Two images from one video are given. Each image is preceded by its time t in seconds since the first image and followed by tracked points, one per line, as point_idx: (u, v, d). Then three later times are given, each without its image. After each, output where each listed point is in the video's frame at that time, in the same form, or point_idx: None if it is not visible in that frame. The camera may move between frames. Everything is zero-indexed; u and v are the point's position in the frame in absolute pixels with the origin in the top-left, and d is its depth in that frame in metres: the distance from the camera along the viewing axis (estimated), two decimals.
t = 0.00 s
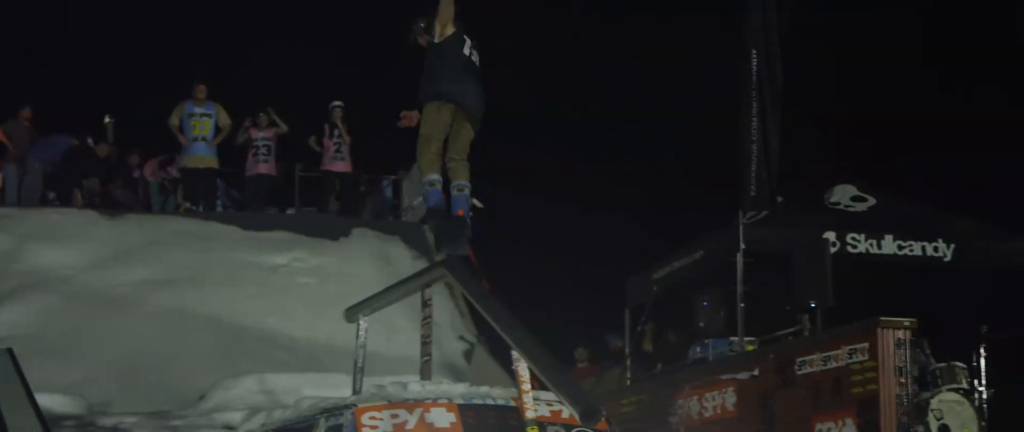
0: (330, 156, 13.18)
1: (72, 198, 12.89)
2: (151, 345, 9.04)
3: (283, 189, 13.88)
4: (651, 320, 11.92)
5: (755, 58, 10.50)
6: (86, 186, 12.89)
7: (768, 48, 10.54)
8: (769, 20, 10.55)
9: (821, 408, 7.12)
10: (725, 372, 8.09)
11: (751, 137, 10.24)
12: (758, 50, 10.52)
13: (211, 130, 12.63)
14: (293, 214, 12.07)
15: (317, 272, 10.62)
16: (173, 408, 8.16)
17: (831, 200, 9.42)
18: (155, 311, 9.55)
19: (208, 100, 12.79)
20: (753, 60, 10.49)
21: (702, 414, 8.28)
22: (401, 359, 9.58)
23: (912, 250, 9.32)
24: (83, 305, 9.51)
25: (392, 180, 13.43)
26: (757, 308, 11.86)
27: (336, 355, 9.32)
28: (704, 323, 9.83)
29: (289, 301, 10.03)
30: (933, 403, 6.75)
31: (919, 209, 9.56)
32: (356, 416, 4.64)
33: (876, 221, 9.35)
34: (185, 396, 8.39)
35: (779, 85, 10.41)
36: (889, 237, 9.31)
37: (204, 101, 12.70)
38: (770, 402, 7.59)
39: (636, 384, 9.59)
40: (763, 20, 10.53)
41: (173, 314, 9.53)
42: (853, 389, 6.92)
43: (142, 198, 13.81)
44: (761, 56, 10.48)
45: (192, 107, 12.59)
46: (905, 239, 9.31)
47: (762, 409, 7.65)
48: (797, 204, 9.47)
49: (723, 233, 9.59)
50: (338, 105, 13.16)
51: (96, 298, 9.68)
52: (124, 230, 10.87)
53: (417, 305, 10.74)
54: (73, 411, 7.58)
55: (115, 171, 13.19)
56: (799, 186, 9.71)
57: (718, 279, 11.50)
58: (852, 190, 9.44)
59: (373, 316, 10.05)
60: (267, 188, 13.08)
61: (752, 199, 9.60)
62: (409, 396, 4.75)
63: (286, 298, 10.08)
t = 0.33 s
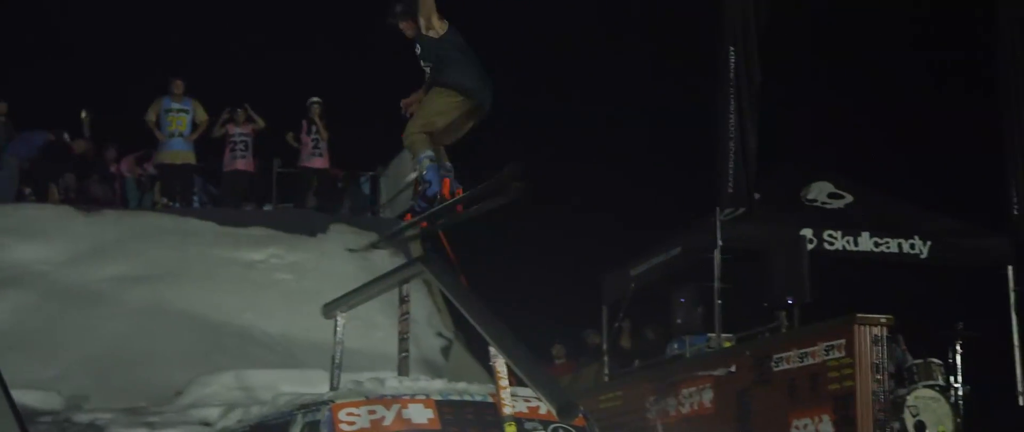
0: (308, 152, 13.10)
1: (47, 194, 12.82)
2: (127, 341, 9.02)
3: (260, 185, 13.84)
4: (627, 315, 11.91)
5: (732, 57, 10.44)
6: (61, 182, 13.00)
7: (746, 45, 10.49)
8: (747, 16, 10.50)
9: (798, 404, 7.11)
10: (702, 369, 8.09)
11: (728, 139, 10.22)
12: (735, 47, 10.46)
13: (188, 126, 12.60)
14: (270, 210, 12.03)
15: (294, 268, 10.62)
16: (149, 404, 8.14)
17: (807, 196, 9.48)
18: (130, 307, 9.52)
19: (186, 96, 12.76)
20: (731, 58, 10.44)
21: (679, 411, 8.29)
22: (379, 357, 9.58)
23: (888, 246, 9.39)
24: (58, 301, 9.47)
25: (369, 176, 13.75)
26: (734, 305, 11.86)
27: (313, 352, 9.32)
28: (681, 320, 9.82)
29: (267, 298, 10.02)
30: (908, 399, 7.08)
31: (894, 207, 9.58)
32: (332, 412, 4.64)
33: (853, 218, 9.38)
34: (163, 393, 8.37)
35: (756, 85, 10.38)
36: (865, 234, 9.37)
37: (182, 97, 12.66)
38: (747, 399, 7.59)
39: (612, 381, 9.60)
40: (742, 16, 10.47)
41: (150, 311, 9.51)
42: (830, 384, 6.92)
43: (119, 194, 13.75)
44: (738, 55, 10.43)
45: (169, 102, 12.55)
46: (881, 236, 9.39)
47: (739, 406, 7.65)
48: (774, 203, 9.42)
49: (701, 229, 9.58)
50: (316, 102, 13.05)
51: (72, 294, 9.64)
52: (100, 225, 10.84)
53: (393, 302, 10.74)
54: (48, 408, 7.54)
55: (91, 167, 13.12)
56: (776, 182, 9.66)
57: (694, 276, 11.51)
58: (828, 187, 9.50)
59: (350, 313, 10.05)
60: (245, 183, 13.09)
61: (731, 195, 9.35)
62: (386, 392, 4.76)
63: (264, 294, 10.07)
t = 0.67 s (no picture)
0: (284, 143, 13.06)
1: (21, 186, 12.77)
2: (101, 334, 9.00)
3: (234, 178, 13.80)
4: (602, 309, 11.92)
5: (708, 51, 10.46)
6: (34, 174, 12.87)
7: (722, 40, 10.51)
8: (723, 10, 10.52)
9: (771, 397, 7.11)
10: (676, 362, 8.11)
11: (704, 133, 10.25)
12: (711, 41, 10.49)
13: (162, 118, 12.54)
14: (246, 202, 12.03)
15: (269, 261, 10.62)
16: (123, 396, 8.13)
17: (782, 190, 9.44)
18: (104, 299, 9.50)
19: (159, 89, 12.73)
20: (706, 52, 10.46)
21: (654, 404, 8.29)
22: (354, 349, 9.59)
23: (862, 240, 9.42)
24: (32, 293, 9.44)
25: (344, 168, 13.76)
26: (709, 300, 11.86)
27: (288, 345, 9.33)
28: (655, 313, 9.82)
29: (242, 292, 10.00)
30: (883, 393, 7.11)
31: (867, 203, 9.62)
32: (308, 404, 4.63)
33: (826, 213, 9.43)
34: (138, 387, 8.35)
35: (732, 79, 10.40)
36: (840, 228, 9.42)
37: (155, 90, 12.63)
38: (721, 392, 7.60)
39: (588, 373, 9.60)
40: (717, 11, 10.49)
41: (124, 303, 9.49)
42: (803, 377, 6.93)
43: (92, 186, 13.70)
44: (715, 49, 10.45)
45: (143, 95, 12.51)
46: (855, 230, 9.42)
47: (712, 398, 7.66)
48: (748, 197, 9.44)
49: (675, 222, 9.60)
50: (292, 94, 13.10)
51: (46, 286, 9.60)
52: (75, 218, 10.81)
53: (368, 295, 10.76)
54: (22, 399, 7.52)
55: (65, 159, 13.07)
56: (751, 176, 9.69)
57: (669, 271, 11.50)
58: (803, 181, 9.48)
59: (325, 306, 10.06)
60: (220, 175, 13.07)
61: (707, 188, 9.47)
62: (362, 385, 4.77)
63: (239, 287, 10.07)
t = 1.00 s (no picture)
0: (257, 129, 13.22)
1: None
2: (75, 320, 8.98)
3: (209, 164, 13.72)
4: (576, 297, 11.89)
5: (684, 38, 10.48)
6: (6, 160, 12.82)
7: (697, 28, 10.53)
8: None
9: (746, 384, 7.09)
10: (652, 349, 8.09)
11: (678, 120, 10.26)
12: (686, 28, 10.50)
13: (137, 104, 12.55)
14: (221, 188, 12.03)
15: (244, 248, 10.63)
16: (97, 383, 8.12)
17: (757, 178, 9.45)
18: (78, 285, 9.47)
19: (134, 74, 12.71)
20: (682, 39, 10.47)
21: (630, 390, 8.27)
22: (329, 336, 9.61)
23: (837, 228, 9.44)
24: (6, 278, 9.40)
25: (320, 156, 13.77)
26: (685, 289, 11.79)
27: (262, 333, 9.35)
28: (631, 300, 9.80)
29: (216, 278, 10.00)
30: (855, 378, 7.57)
31: (842, 189, 9.65)
32: (283, 391, 4.83)
33: (801, 200, 9.45)
34: (112, 374, 8.35)
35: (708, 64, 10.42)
36: (813, 216, 9.43)
37: (130, 75, 12.60)
38: (697, 378, 7.59)
39: (564, 360, 9.56)
40: None
41: (98, 290, 9.47)
42: (776, 363, 6.88)
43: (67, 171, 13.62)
44: (690, 36, 10.46)
45: (118, 80, 12.48)
46: (829, 218, 9.42)
47: (689, 385, 7.64)
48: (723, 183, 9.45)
49: (650, 209, 9.60)
50: (268, 80, 13.09)
51: (20, 271, 9.57)
52: (48, 203, 10.76)
53: (345, 281, 10.76)
54: None
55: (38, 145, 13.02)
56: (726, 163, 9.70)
57: (645, 258, 11.44)
58: (777, 169, 9.50)
59: (300, 293, 10.06)
60: (195, 161, 13.04)
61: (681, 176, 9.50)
62: (335, 373, 5.03)
63: (213, 274, 10.07)
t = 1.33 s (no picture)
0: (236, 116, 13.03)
1: None
2: (52, 306, 8.95)
3: (186, 150, 13.63)
4: (554, 284, 11.87)
5: (663, 24, 10.46)
6: None
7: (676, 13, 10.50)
8: None
9: (724, 371, 7.04)
10: (629, 335, 8.04)
11: (657, 106, 10.24)
12: (665, 14, 10.47)
13: (114, 89, 12.50)
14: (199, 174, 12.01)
15: (221, 234, 10.61)
16: (74, 369, 8.09)
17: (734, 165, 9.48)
18: (55, 272, 9.44)
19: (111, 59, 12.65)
20: (661, 25, 10.45)
21: (607, 377, 8.25)
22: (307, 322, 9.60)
23: (814, 215, 9.46)
24: None
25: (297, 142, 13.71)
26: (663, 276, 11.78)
27: (240, 319, 9.33)
28: (609, 287, 9.77)
29: (195, 265, 9.98)
30: (832, 366, 7.85)
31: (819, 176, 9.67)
32: (260, 378, 4.91)
33: (779, 187, 9.46)
34: (89, 359, 8.33)
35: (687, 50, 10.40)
36: (791, 203, 9.44)
37: (107, 60, 12.55)
38: (674, 363, 7.55)
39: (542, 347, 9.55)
40: None
41: (74, 276, 9.44)
42: (754, 351, 6.80)
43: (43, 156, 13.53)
44: (669, 22, 10.44)
45: (94, 65, 12.43)
46: (807, 205, 9.45)
47: (667, 369, 7.59)
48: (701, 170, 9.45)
49: (629, 196, 9.59)
50: (246, 66, 13.03)
51: None
52: (24, 188, 10.71)
53: (323, 267, 10.74)
54: None
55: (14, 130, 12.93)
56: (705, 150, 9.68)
57: (623, 245, 11.42)
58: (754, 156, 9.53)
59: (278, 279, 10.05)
60: (172, 146, 12.97)
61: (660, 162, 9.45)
62: (313, 358, 5.09)
63: (191, 260, 10.05)
